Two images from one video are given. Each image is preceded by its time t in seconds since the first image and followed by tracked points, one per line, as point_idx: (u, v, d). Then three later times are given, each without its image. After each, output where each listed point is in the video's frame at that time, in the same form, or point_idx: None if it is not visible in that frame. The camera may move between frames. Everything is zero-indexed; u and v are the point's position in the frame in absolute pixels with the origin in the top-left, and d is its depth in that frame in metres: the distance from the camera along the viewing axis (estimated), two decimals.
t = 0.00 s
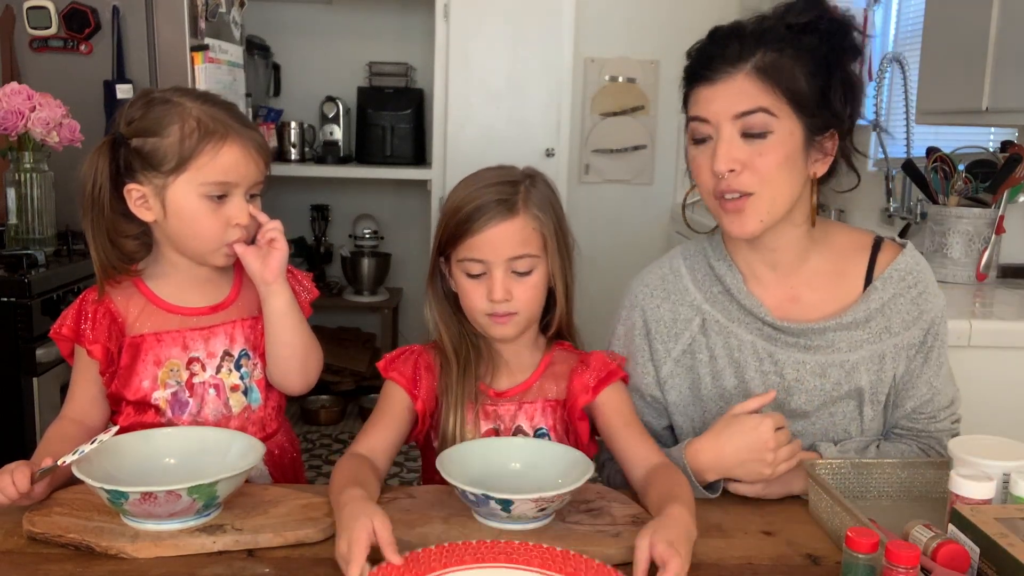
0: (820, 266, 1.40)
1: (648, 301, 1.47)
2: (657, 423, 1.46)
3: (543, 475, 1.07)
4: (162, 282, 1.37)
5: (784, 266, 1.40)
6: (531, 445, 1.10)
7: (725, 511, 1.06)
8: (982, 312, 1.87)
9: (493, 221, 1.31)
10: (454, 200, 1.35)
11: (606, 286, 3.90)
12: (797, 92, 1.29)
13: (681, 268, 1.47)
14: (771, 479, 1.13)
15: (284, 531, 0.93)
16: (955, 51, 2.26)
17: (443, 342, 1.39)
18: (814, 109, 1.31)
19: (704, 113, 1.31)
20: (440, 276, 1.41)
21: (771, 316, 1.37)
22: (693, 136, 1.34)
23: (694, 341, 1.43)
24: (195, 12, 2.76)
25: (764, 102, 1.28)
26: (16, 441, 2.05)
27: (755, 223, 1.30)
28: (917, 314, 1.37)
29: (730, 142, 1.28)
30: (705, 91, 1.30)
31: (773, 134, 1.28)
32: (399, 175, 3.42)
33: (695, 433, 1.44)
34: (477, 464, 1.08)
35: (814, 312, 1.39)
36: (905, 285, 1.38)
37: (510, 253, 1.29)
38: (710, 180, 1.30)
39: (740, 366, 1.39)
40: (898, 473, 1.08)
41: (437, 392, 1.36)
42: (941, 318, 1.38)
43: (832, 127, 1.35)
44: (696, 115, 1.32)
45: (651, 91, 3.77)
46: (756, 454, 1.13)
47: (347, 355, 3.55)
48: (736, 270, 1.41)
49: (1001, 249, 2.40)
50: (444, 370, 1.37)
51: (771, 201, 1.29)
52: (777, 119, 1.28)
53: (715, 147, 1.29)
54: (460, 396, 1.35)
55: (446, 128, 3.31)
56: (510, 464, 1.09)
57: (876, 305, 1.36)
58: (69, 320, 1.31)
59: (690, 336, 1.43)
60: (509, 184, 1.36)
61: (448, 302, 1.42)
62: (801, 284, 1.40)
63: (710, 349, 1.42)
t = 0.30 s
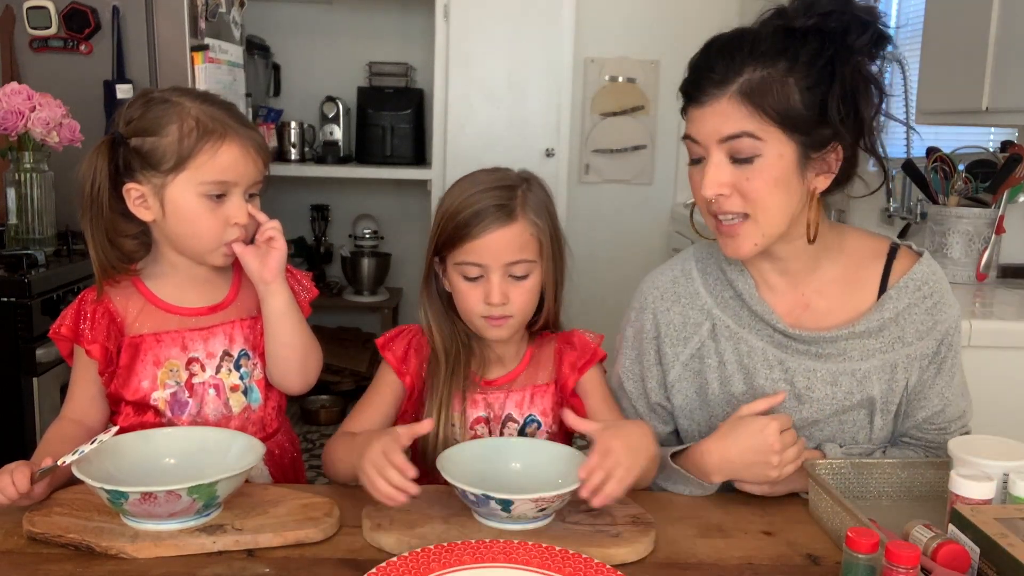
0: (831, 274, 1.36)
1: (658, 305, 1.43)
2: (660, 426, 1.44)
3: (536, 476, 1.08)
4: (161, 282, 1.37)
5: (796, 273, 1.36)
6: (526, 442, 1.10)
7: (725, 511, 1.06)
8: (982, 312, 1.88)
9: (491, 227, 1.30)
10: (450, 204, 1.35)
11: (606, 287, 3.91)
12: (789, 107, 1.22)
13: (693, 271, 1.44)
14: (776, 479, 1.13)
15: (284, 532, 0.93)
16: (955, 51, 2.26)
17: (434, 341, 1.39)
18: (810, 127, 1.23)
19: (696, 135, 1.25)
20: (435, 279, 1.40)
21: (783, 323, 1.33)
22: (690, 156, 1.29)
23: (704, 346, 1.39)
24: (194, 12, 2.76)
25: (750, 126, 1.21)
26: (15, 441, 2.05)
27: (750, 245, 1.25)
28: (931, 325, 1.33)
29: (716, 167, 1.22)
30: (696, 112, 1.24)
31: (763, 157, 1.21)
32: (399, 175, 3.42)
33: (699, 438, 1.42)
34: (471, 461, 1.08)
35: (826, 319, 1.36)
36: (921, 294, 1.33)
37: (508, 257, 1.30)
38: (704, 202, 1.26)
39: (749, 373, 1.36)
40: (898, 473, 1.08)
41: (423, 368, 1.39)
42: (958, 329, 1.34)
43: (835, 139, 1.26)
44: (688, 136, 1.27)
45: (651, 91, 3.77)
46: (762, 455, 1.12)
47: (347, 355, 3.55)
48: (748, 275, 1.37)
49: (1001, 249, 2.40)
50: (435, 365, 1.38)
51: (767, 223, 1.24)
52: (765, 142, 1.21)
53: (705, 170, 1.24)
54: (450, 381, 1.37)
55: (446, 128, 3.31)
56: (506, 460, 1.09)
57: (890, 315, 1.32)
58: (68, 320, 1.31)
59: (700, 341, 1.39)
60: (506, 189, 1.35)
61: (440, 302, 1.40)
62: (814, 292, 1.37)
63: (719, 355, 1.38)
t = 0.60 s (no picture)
0: (834, 276, 1.36)
1: (661, 303, 1.42)
2: (661, 425, 1.44)
3: (522, 435, 1.04)
4: (160, 281, 1.37)
5: (800, 274, 1.36)
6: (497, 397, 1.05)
7: (725, 511, 1.06)
8: (982, 312, 1.88)
9: (475, 211, 1.33)
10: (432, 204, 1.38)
11: (606, 286, 3.91)
12: (785, 110, 1.21)
13: (697, 270, 1.43)
14: (779, 480, 1.13)
15: (284, 532, 0.93)
16: (955, 50, 2.26)
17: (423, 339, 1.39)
18: (810, 129, 1.23)
19: (694, 135, 1.26)
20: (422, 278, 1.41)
21: (787, 323, 1.33)
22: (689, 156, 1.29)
23: (706, 346, 1.39)
24: (194, 12, 2.77)
25: (744, 129, 1.21)
26: (15, 441, 2.05)
27: (748, 250, 1.25)
28: (934, 327, 1.33)
29: (712, 170, 1.23)
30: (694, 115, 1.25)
31: (758, 161, 1.21)
32: (399, 175, 3.42)
33: (700, 437, 1.43)
34: (446, 428, 1.04)
35: (828, 320, 1.35)
36: (924, 297, 1.33)
37: (493, 242, 1.32)
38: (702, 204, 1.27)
39: (750, 373, 1.36)
40: (898, 473, 1.08)
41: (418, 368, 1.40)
42: (960, 332, 1.34)
43: (835, 143, 1.26)
44: (688, 138, 1.28)
45: (651, 91, 3.78)
46: (763, 456, 1.12)
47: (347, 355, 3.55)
48: (753, 275, 1.37)
49: (1001, 249, 2.40)
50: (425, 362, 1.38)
51: (761, 228, 1.24)
52: (760, 146, 1.21)
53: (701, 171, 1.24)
54: (442, 373, 1.37)
55: (446, 128, 3.31)
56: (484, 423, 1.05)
57: (894, 317, 1.31)
58: (66, 318, 1.31)
59: (702, 341, 1.39)
60: (491, 181, 1.39)
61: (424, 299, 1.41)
62: (817, 293, 1.36)
63: (722, 355, 1.38)
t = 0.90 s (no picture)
0: (833, 274, 1.36)
1: (660, 300, 1.42)
2: (660, 423, 1.44)
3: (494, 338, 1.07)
4: (159, 281, 1.37)
5: (798, 272, 1.36)
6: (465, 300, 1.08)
7: (725, 511, 1.06)
8: (982, 312, 1.88)
9: (480, 211, 1.46)
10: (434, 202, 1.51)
11: (606, 286, 3.91)
12: (783, 104, 1.21)
13: (696, 267, 1.43)
14: (779, 481, 1.13)
15: (284, 532, 0.93)
16: (955, 50, 2.26)
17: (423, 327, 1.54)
18: (809, 122, 1.23)
19: (694, 129, 1.26)
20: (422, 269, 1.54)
21: (785, 321, 1.33)
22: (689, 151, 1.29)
23: (704, 343, 1.39)
24: (194, 12, 2.78)
25: (742, 123, 1.21)
26: (15, 441, 2.05)
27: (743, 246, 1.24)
28: (932, 327, 1.33)
29: (710, 162, 1.22)
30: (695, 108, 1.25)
31: (755, 154, 1.21)
32: (399, 175, 3.42)
33: (699, 436, 1.43)
34: (420, 336, 1.06)
35: (826, 319, 1.35)
36: (923, 297, 1.33)
37: (497, 242, 1.44)
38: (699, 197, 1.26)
39: (748, 371, 1.36)
40: (898, 473, 1.08)
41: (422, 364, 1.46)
42: (959, 332, 1.34)
43: (831, 141, 1.25)
44: (688, 132, 1.28)
45: (651, 91, 3.77)
46: (764, 458, 1.12)
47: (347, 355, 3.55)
48: (751, 272, 1.36)
49: (1001, 249, 2.40)
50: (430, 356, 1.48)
51: (757, 221, 1.23)
52: (757, 140, 1.21)
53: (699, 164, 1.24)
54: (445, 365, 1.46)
55: (446, 128, 3.31)
56: (455, 328, 1.07)
57: (892, 317, 1.31)
58: (66, 317, 1.31)
59: (700, 337, 1.39)
60: (496, 181, 1.51)
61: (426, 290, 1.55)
62: (814, 292, 1.36)
63: (719, 352, 1.38)
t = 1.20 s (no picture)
0: (824, 273, 1.35)
1: (651, 297, 1.43)
2: (651, 420, 1.44)
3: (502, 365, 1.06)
4: (159, 281, 1.37)
5: (788, 272, 1.36)
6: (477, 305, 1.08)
7: (725, 511, 1.06)
8: (982, 312, 1.88)
9: (487, 215, 1.46)
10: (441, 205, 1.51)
11: (606, 286, 3.91)
12: (783, 97, 1.21)
13: (688, 265, 1.43)
14: (778, 485, 1.13)
15: (284, 531, 0.93)
16: (955, 50, 2.26)
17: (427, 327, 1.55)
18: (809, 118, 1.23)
19: (693, 119, 1.26)
20: (428, 272, 1.55)
21: (775, 320, 1.32)
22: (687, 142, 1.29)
23: (694, 340, 1.39)
24: (195, 12, 2.78)
25: (740, 113, 1.21)
26: (15, 441, 2.04)
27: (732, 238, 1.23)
28: (926, 332, 1.32)
29: (706, 152, 1.22)
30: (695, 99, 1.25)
31: (751, 145, 1.20)
32: (399, 175, 3.42)
33: (690, 434, 1.43)
34: (427, 348, 1.06)
35: (816, 320, 1.35)
36: (918, 302, 1.32)
37: (503, 246, 1.45)
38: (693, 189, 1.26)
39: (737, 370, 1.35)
40: (898, 473, 1.08)
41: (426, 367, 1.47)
42: (953, 339, 1.33)
43: (828, 139, 1.25)
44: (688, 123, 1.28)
45: (651, 91, 3.77)
46: (763, 462, 1.12)
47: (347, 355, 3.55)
48: (742, 270, 1.36)
49: (1001, 249, 2.40)
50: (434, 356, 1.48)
51: (747, 213, 1.22)
52: (754, 131, 1.21)
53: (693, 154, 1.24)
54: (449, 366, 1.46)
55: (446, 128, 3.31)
56: (460, 332, 1.08)
57: (884, 320, 1.30)
58: (66, 317, 1.30)
59: (690, 334, 1.39)
60: (503, 184, 1.52)
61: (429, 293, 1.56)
62: (804, 292, 1.36)
63: (709, 350, 1.38)
